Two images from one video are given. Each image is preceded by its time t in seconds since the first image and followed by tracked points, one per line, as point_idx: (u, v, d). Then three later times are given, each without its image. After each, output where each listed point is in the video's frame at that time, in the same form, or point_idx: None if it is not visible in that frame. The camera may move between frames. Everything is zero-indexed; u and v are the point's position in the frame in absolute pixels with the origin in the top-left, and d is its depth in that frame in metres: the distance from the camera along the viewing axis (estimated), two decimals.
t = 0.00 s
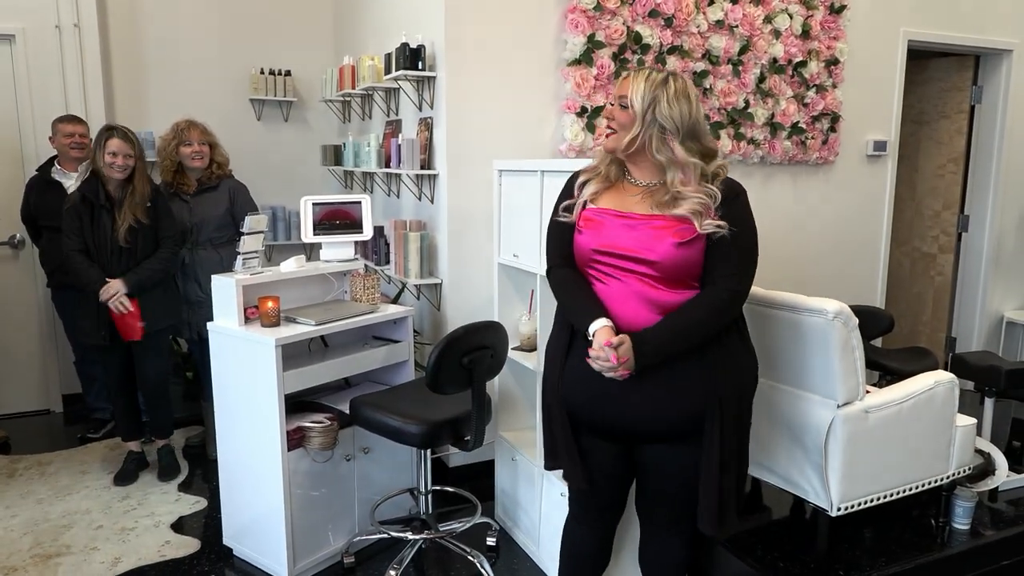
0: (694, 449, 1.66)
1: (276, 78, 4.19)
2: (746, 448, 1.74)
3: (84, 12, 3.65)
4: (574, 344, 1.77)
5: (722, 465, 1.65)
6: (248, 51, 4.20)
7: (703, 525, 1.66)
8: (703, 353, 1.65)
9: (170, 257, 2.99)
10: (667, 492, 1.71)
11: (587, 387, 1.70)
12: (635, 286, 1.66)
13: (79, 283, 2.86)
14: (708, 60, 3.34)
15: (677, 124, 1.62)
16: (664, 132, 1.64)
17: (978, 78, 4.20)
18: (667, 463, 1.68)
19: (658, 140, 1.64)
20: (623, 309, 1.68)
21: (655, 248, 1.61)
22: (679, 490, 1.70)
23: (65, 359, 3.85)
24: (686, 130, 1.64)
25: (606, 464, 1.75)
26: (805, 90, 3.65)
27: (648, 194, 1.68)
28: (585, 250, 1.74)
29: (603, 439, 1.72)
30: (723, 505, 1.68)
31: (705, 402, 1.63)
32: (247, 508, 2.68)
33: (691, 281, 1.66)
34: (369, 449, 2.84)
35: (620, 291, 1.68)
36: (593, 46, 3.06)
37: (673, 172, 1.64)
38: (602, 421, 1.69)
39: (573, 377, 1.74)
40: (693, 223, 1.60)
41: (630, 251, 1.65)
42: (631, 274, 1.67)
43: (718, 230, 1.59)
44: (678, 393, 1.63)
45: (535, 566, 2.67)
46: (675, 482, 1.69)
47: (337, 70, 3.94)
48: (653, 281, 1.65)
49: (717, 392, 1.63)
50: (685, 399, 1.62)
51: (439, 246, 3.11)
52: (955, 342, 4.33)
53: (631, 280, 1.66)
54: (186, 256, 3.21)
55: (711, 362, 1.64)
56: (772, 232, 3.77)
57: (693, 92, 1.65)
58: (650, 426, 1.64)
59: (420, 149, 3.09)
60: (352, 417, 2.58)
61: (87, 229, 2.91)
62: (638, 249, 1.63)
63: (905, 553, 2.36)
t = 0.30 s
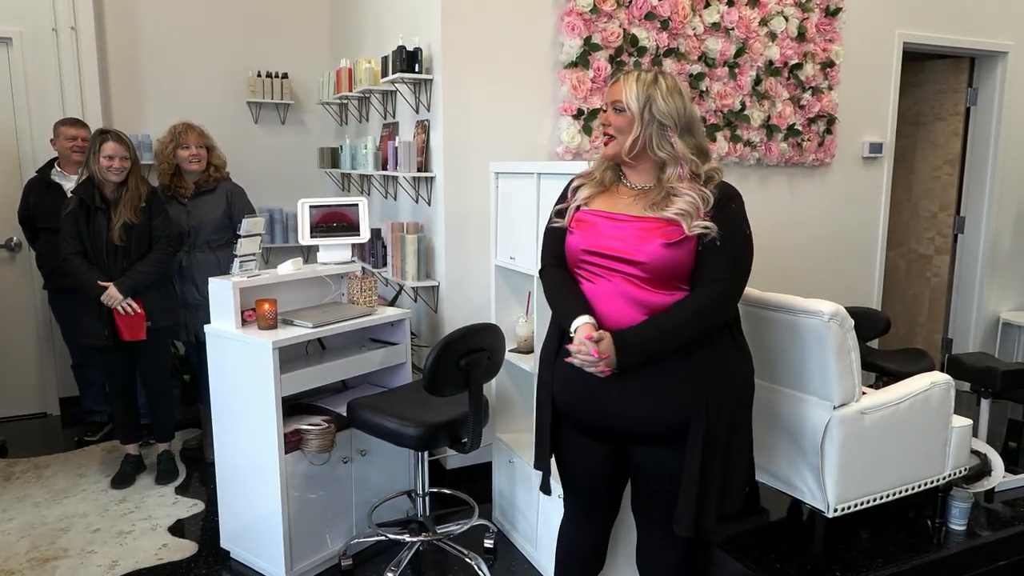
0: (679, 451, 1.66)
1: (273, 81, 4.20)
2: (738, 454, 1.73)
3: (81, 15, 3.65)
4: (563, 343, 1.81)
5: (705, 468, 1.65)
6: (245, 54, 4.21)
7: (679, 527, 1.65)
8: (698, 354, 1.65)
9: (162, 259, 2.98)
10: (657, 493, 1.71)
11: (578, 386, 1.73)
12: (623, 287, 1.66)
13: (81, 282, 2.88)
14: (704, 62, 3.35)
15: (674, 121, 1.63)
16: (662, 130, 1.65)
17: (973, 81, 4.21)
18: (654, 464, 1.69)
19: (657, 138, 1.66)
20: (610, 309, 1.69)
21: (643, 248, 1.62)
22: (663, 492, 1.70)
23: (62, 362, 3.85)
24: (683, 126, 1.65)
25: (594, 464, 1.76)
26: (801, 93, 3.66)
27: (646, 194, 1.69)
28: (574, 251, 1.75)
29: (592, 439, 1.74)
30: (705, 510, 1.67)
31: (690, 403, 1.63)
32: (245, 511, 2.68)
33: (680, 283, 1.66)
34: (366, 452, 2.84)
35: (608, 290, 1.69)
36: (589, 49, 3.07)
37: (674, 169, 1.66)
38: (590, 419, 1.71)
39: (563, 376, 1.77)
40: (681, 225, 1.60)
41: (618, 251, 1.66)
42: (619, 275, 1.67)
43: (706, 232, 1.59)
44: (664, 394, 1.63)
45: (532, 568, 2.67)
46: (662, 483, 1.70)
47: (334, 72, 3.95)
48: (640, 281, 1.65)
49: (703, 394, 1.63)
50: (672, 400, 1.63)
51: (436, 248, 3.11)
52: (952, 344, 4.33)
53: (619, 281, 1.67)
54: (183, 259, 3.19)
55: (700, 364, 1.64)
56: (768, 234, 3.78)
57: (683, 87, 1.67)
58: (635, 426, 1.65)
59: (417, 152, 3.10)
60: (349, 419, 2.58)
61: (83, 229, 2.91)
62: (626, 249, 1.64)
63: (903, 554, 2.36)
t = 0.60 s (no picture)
0: (672, 454, 1.67)
1: (273, 84, 4.20)
2: (733, 458, 1.73)
3: (81, 18, 3.66)
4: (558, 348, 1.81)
5: (697, 472, 1.65)
6: (245, 56, 4.21)
7: (668, 531, 1.66)
8: (697, 356, 1.66)
9: (168, 261, 3.01)
10: (654, 496, 1.72)
11: (573, 389, 1.73)
12: (615, 292, 1.67)
13: (88, 286, 2.88)
14: (703, 65, 3.36)
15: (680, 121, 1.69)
16: (670, 130, 1.69)
17: (971, 83, 4.22)
18: (648, 467, 1.69)
19: (666, 137, 1.70)
20: (602, 314, 1.69)
21: (633, 252, 1.63)
22: (657, 495, 1.71)
23: (62, 365, 3.85)
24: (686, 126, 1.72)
25: (588, 466, 1.77)
26: (800, 95, 3.67)
27: (642, 193, 1.71)
28: (565, 258, 1.76)
29: (587, 442, 1.75)
30: (697, 514, 1.67)
31: (683, 408, 1.63)
32: (245, 513, 2.68)
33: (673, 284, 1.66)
34: (366, 454, 2.84)
35: (599, 296, 1.70)
36: (589, 52, 3.07)
37: (675, 166, 1.70)
38: (584, 422, 1.72)
39: (557, 380, 1.78)
40: (669, 224, 1.61)
41: (609, 256, 1.67)
42: (612, 281, 1.68)
43: (693, 230, 1.60)
44: (658, 397, 1.64)
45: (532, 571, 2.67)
46: (655, 486, 1.70)
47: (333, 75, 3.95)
48: (632, 285, 1.66)
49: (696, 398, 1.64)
50: (666, 404, 1.63)
51: (435, 251, 3.11)
52: (950, 346, 4.34)
53: (611, 286, 1.68)
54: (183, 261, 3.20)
55: (694, 367, 1.65)
56: (767, 236, 3.79)
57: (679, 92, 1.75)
58: (629, 428, 1.66)
59: (417, 154, 3.11)
60: (349, 421, 2.59)
61: (87, 232, 2.92)
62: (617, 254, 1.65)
63: (903, 556, 2.36)
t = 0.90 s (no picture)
0: (680, 455, 1.68)
1: (272, 87, 4.21)
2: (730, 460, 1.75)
3: (81, 21, 3.67)
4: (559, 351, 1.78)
5: (709, 471, 1.67)
6: (245, 59, 4.22)
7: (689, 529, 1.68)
8: (696, 358, 1.67)
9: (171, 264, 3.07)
10: (656, 497, 1.72)
11: (580, 390, 1.70)
12: (624, 293, 1.67)
13: (97, 287, 2.88)
14: (702, 68, 3.36)
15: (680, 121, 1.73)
16: (669, 131, 1.73)
17: (970, 85, 4.22)
18: (650, 468, 1.70)
19: (668, 138, 1.73)
20: (610, 316, 1.69)
21: (643, 253, 1.64)
22: (660, 496, 1.71)
23: (62, 367, 3.85)
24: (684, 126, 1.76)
25: (589, 468, 1.76)
26: (798, 98, 3.67)
27: (645, 194, 1.73)
28: (570, 262, 1.74)
29: (588, 444, 1.74)
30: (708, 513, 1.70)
31: (694, 408, 1.65)
32: (244, 515, 2.68)
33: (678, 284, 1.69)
34: (366, 456, 2.85)
35: (608, 298, 1.68)
36: (588, 55, 3.08)
37: (678, 166, 1.74)
38: (590, 424, 1.69)
39: (564, 380, 1.74)
40: (678, 225, 1.63)
41: (620, 257, 1.66)
42: (620, 282, 1.67)
43: (701, 231, 1.63)
44: (666, 398, 1.64)
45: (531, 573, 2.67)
46: (659, 488, 1.71)
47: (333, 78, 3.96)
48: (642, 286, 1.66)
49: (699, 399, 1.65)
50: (673, 404, 1.64)
51: (435, 253, 3.12)
52: (950, 348, 4.34)
53: (619, 287, 1.67)
54: (182, 263, 3.19)
55: (695, 370, 1.66)
56: (766, 238, 3.79)
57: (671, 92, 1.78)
58: (639, 429, 1.65)
59: (416, 157, 3.12)
60: (348, 424, 2.59)
61: (92, 234, 2.91)
62: (628, 255, 1.65)
63: (902, 558, 2.38)
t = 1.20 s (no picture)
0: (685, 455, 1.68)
1: (270, 87, 4.20)
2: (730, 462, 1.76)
3: (78, 22, 3.66)
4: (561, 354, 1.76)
5: (714, 470, 1.68)
6: (242, 59, 4.21)
7: (697, 526, 1.68)
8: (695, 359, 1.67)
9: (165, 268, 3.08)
10: (656, 498, 1.71)
11: (585, 391, 1.69)
12: (631, 295, 1.66)
13: (99, 289, 2.85)
14: (701, 69, 3.36)
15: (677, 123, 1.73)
16: (667, 133, 1.72)
17: (970, 86, 4.22)
18: (652, 469, 1.69)
19: (665, 140, 1.73)
20: (617, 318, 1.67)
21: (650, 254, 1.63)
22: (663, 497, 1.71)
23: (58, 369, 3.84)
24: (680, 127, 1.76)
25: (590, 469, 1.75)
26: (798, 98, 3.67)
27: (645, 196, 1.73)
28: (574, 264, 1.72)
29: (590, 445, 1.73)
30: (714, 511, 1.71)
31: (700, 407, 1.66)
32: (242, 518, 2.67)
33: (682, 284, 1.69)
34: (364, 458, 2.84)
35: (614, 299, 1.67)
36: (586, 56, 3.07)
37: (676, 167, 1.74)
38: (595, 426, 1.67)
39: (570, 381, 1.72)
40: (682, 227, 1.64)
41: (627, 259, 1.65)
42: (625, 284, 1.66)
43: (705, 232, 1.64)
44: (671, 399, 1.64)
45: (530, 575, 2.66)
46: (662, 488, 1.70)
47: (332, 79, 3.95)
48: (649, 287, 1.65)
49: (703, 399, 1.66)
50: (676, 404, 1.64)
51: (434, 254, 3.11)
52: (950, 349, 4.34)
53: (624, 289, 1.66)
54: (178, 264, 3.17)
55: (694, 371, 1.66)
56: (765, 239, 3.78)
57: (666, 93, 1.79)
58: (644, 429, 1.64)
59: (415, 158, 3.10)
60: (347, 426, 2.58)
61: (93, 237, 2.88)
62: (636, 256, 1.64)
63: (902, 560, 2.38)
